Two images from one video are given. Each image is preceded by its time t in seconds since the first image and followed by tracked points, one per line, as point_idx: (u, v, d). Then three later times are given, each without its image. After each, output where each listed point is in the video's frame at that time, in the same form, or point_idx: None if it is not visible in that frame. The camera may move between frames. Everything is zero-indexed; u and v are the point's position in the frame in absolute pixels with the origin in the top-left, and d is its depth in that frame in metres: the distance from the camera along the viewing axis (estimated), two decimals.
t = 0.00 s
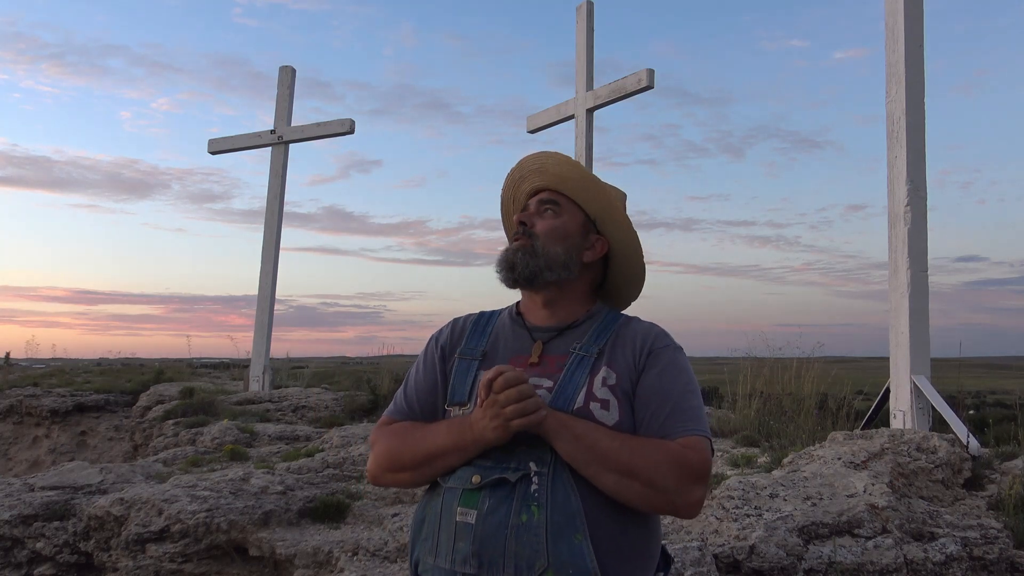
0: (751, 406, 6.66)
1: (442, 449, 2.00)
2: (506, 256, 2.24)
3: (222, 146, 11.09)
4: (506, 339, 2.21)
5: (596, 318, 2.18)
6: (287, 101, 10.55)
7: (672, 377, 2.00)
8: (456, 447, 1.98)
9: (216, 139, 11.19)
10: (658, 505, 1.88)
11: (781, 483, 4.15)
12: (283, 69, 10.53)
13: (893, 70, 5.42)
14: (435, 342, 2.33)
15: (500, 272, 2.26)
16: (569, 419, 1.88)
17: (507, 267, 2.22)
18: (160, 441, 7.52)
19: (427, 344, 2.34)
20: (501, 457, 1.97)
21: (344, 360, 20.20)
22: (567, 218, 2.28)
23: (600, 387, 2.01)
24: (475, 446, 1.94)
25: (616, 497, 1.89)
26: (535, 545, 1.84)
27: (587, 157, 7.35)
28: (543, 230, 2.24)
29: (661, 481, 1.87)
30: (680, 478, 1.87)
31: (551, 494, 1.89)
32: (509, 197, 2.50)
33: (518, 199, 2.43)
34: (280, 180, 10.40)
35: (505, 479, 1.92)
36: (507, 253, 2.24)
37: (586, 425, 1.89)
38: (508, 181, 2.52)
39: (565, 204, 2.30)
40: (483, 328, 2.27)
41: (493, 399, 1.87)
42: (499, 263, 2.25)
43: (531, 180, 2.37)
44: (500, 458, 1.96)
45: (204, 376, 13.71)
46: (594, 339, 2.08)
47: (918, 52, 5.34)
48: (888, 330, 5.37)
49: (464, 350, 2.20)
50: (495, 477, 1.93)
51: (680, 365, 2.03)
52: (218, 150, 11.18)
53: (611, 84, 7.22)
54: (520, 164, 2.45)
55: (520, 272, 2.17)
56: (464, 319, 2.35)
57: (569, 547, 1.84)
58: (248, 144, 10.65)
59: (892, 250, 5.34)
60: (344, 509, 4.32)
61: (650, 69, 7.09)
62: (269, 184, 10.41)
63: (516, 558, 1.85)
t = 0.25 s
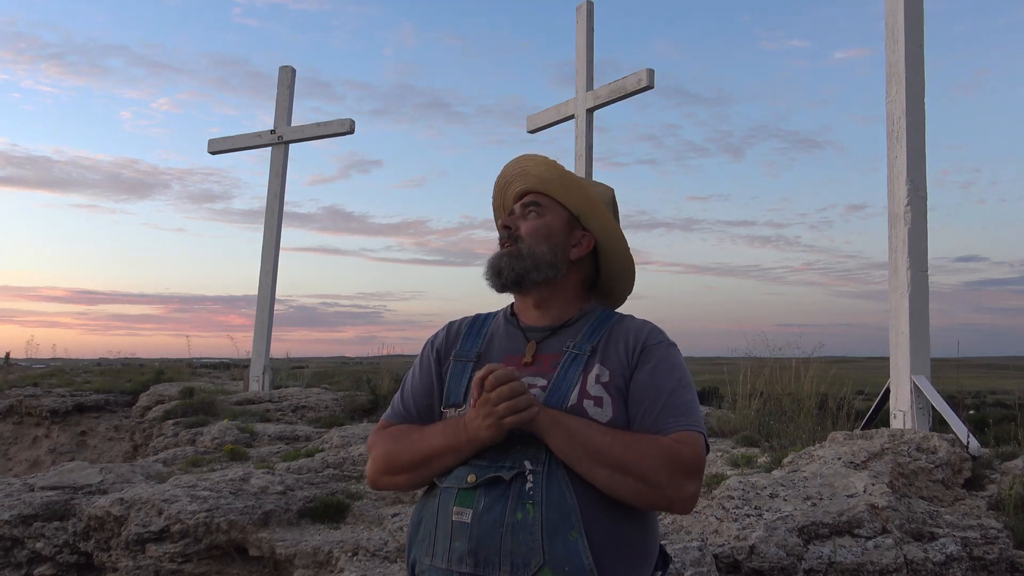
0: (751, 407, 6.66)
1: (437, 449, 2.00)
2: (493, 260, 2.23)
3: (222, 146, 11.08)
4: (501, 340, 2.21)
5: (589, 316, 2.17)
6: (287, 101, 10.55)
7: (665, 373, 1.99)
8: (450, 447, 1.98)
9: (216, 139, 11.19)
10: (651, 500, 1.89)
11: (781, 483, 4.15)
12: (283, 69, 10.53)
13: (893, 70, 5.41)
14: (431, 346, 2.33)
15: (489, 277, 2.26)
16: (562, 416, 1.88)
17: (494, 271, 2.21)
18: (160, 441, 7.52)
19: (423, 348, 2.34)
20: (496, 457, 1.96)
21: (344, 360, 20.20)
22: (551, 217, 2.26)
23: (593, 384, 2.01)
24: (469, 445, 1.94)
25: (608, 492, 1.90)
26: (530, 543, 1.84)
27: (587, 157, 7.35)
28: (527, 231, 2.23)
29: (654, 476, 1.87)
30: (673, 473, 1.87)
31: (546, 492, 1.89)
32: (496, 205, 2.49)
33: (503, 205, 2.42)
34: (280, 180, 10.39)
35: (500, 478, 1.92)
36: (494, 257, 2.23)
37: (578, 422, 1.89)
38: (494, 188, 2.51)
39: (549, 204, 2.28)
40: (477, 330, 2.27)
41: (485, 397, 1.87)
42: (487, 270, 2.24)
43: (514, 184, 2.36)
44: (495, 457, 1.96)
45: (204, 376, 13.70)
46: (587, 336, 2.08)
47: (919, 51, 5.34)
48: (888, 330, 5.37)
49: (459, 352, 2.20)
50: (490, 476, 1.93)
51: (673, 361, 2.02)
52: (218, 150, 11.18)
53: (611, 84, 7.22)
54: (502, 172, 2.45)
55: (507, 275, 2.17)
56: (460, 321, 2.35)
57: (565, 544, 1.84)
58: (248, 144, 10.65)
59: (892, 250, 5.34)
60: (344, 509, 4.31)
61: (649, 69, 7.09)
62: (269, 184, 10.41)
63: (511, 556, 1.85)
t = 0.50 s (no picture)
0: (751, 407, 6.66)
1: (434, 451, 2.00)
2: (483, 267, 2.25)
3: (222, 146, 11.09)
4: (497, 341, 2.21)
5: (583, 315, 2.17)
6: (287, 101, 10.55)
7: (659, 371, 1.99)
8: (447, 449, 1.98)
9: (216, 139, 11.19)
10: (647, 498, 1.89)
11: (781, 483, 4.15)
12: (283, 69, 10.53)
13: (893, 70, 5.42)
14: (427, 348, 2.32)
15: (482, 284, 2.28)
16: (557, 416, 1.88)
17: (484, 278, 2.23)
18: (160, 441, 7.52)
19: (419, 350, 2.34)
20: (492, 457, 1.96)
21: (344, 360, 20.20)
22: (537, 219, 2.25)
23: (587, 383, 2.01)
24: (464, 445, 1.94)
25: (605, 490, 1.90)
26: (527, 542, 1.84)
27: (587, 157, 7.35)
28: (514, 235, 2.24)
29: (650, 473, 1.87)
30: (668, 470, 1.87)
31: (542, 491, 1.89)
32: (491, 210, 2.50)
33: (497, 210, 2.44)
34: (280, 180, 10.40)
35: (497, 478, 1.92)
36: (484, 264, 2.25)
37: (573, 421, 1.89)
38: (487, 195, 2.53)
39: (534, 205, 2.27)
40: (473, 332, 2.27)
41: (480, 397, 1.88)
42: (479, 278, 2.26)
43: (502, 189, 2.37)
44: (491, 457, 1.96)
45: (204, 376, 13.70)
46: (581, 336, 2.09)
47: (919, 51, 5.34)
48: (888, 330, 5.37)
49: (455, 353, 2.20)
50: (487, 476, 1.93)
51: (668, 358, 2.02)
52: (218, 150, 11.18)
53: (611, 84, 7.22)
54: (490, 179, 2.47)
55: (494, 281, 2.18)
56: (456, 322, 2.35)
57: (561, 542, 1.84)
58: (248, 144, 10.65)
59: (892, 251, 5.34)
60: (344, 509, 4.31)
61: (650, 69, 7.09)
62: (269, 184, 10.41)
63: (508, 555, 1.85)
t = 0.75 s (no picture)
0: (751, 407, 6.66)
1: (433, 452, 2.00)
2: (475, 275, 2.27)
3: (222, 145, 11.09)
4: (495, 342, 2.21)
5: (581, 315, 2.17)
6: (287, 101, 10.55)
7: (657, 370, 1.99)
8: (445, 449, 1.98)
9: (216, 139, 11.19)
10: (646, 497, 1.89)
11: (781, 483, 4.15)
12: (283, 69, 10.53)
13: (893, 70, 5.42)
14: (425, 349, 2.32)
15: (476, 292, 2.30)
16: (554, 415, 1.88)
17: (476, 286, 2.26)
18: (160, 441, 7.52)
19: (418, 351, 2.34)
20: (491, 456, 1.96)
21: (343, 360, 20.20)
22: (521, 221, 2.24)
23: (585, 383, 2.01)
24: (463, 445, 1.94)
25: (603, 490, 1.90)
26: (525, 542, 1.84)
27: (587, 157, 7.35)
28: (499, 240, 2.24)
29: (647, 472, 1.87)
30: (666, 469, 1.87)
31: (541, 490, 1.89)
32: (489, 213, 2.51)
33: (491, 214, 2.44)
34: (280, 180, 10.40)
35: (495, 478, 1.92)
36: (475, 272, 2.27)
37: (570, 420, 1.89)
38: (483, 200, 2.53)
39: (518, 207, 2.26)
40: (471, 332, 2.26)
41: (478, 396, 1.88)
42: (471, 285, 2.28)
43: (491, 194, 2.37)
44: (490, 457, 1.96)
45: (204, 376, 13.70)
46: (578, 335, 2.09)
47: (919, 51, 5.34)
48: (888, 330, 5.37)
49: (454, 354, 2.20)
50: (485, 476, 1.93)
51: (666, 357, 2.02)
52: (218, 150, 11.18)
53: (611, 84, 7.22)
54: (483, 181, 2.47)
55: (483, 289, 2.20)
56: (454, 323, 2.35)
57: (560, 542, 1.84)
58: (248, 144, 10.65)
59: (892, 251, 5.34)
60: (344, 509, 4.31)
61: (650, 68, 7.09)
62: (269, 184, 10.41)
63: (507, 555, 1.85)
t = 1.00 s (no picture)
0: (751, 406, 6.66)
1: (433, 452, 2.00)
2: (474, 277, 2.28)
3: (222, 145, 11.09)
4: (496, 343, 2.21)
5: (582, 315, 2.17)
6: (287, 101, 10.55)
7: (657, 371, 1.99)
8: (446, 449, 1.98)
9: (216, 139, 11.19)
10: (646, 498, 1.89)
11: (781, 483, 4.15)
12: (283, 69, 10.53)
13: (893, 70, 5.42)
14: (426, 349, 2.32)
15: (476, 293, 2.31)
16: (555, 416, 1.88)
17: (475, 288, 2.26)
18: (160, 441, 7.52)
19: (419, 351, 2.34)
20: (491, 457, 1.96)
21: (343, 360, 20.20)
22: (519, 223, 2.24)
23: (585, 384, 2.01)
24: (463, 445, 1.94)
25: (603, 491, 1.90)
26: (526, 542, 1.84)
27: (587, 157, 7.35)
28: (498, 242, 2.24)
29: (648, 474, 1.87)
30: (667, 471, 1.87)
31: (541, 490, 1.89)
32: (489, 213, 2.51)
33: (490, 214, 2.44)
34: (280, 180, 10.40)
35: (496, 477, 1.92)
36: (474, 274, 2.27)
37: (570, 421, 1.89)
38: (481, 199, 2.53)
39: (516, 209, 2.25)
40: (472, 332, 2.26)
41: (479, 395, 1.88)
42: (470, 287, 2.28)
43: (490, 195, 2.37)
44: (491, 457, 1.96)
45: (204, 376, 13.70)
46: (579, 336, 2.08)
47: (919, 51, 5.34)
48: (888, 330, 5.37)
49: (454, 354, 2.20)
50: (486, 476, 1.93)
51: (666, 359, 2.02)
52: (218, 150, 11.18)
53: (611, 84, 7.22)
54: (480, 181, 2.46)
55: (482, 292, 2.21)
56: (455, 323, 2.35)
57: (560, 542, 1.84)
58: (248, 144, 10.65)
59: (892, 251, 5.34)
60: (344, 509, 4.31)
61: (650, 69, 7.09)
62: (269, 184, 10.41)
63: (507, 555, 1.85)
